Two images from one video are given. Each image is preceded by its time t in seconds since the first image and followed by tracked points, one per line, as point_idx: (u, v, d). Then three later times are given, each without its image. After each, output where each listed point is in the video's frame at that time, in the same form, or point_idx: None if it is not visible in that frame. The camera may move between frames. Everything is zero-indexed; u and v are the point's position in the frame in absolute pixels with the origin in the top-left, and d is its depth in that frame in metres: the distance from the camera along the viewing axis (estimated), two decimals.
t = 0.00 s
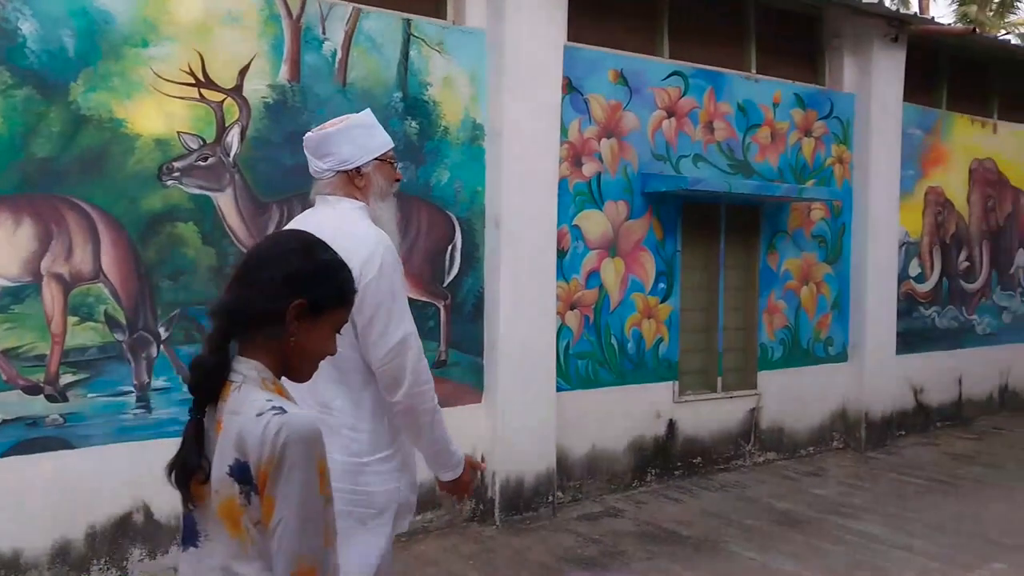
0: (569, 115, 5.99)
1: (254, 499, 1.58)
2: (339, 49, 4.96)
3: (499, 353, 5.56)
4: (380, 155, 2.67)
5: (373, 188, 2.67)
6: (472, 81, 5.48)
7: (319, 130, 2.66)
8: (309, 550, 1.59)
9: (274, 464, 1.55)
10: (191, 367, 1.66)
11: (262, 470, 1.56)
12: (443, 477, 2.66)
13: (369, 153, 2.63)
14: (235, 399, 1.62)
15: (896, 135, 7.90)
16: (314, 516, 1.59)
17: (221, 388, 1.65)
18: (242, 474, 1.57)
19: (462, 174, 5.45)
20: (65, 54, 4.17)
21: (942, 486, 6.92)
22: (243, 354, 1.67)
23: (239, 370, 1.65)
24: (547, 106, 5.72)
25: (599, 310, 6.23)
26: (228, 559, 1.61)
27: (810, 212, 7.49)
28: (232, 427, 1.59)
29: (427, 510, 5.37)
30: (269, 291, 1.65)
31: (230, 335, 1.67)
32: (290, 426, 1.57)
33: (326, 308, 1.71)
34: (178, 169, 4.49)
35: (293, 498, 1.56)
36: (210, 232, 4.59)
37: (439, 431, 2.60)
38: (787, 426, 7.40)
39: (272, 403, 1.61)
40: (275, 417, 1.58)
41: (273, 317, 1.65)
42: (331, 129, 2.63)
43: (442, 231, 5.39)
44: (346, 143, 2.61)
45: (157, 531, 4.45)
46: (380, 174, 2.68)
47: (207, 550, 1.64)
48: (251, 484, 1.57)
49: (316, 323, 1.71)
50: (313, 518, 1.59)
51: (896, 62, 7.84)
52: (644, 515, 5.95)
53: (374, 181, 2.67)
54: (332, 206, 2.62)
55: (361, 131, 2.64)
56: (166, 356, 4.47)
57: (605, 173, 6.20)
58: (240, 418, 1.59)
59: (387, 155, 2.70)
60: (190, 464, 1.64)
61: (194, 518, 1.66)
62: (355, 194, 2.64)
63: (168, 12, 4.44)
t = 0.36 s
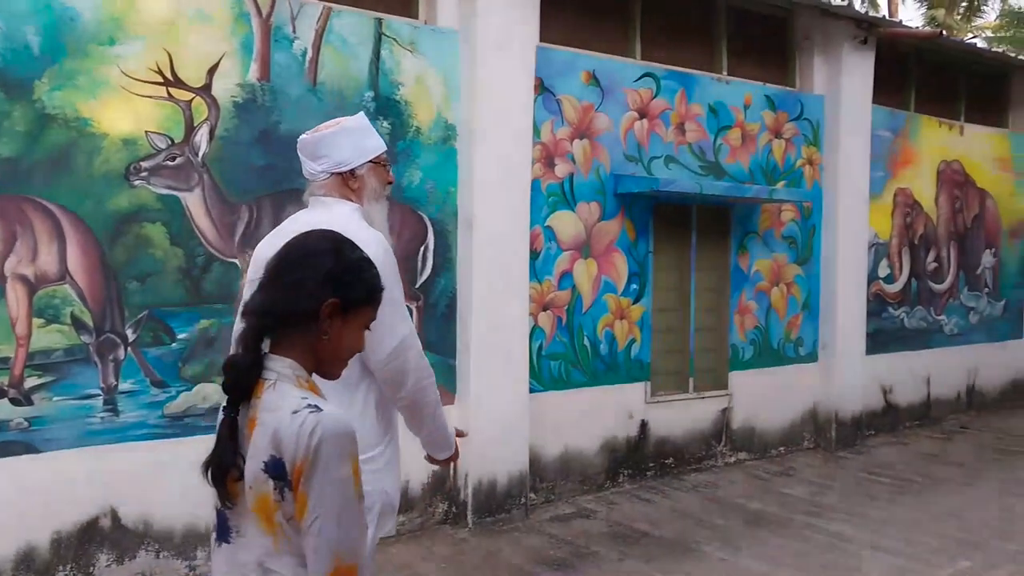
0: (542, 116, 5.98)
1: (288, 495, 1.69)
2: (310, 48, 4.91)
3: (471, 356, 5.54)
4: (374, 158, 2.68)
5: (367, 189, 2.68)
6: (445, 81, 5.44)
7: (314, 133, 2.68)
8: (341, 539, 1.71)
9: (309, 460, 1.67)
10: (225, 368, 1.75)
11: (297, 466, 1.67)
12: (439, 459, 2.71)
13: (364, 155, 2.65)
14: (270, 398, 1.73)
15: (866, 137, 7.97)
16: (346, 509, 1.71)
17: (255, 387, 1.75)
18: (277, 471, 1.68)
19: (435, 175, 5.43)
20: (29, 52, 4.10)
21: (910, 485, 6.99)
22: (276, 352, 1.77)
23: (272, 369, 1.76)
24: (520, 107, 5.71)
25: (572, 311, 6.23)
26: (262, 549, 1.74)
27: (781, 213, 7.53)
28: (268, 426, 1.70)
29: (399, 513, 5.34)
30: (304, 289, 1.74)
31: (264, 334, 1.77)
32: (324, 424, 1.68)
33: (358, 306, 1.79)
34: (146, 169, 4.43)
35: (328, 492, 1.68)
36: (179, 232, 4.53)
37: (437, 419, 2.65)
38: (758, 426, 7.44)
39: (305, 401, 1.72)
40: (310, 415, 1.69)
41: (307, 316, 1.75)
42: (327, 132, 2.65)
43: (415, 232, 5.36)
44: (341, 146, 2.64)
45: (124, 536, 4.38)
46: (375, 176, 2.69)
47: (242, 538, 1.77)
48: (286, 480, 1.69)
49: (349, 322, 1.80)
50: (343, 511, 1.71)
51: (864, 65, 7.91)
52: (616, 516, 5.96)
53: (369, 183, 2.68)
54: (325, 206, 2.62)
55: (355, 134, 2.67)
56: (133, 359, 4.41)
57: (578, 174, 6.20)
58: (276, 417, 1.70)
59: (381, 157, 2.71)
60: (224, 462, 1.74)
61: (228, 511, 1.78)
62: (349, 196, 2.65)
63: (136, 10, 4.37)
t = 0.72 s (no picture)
0: (513, 115, 5.97)
1: (313, 486, 1.73)
2: (278, 47, 4.86)
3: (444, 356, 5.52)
4: (364, 162, 2.54)
5: (356, 195, 2.54)
6: (416, 79, 5.41)
7: (305, 137, 2.53)
8: (365, 534, 1.73)
9: (334, 453, 1.70)
10: (252, 361, 1.81)
11: (322, 458, 1.71)
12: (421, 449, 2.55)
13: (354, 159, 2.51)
14: (296, 391, 1.78)
15: (835, 137, 8.04)
16: (371, 503, 1.73)
17: (281, 380, 1.81)
18: (303, 462, 1.73)
19: (406, 174, 5.40)
20: None
21: (879, 481, 7.06)
22: (301, 348, 1.82)
23: (298, 363, 1.81)
24: (491, 106, 5.70)
25: (544, 310, 6.23)
26: (287, 539, 1.79)
27: (751, 212, 7.58)
28: (295, 417, 1.75)
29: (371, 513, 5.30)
30: (329, 286, 1.79)
31: (288, 329, 1.83)
32: (350, 418, 1.71)
33: (383, 303, 1.83)
34: (112, 169, 4.37)
35: (351, 485, 1.70)
36: (145, 232, 4.47)
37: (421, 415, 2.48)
38: (729, 424, 7.48)
39: (333, 394, 1.76)
40: (336, 408, 1.72)
41: (333, 312, 1.79)
42: (318, 136, 2.52)
43: (386, 232, 5.34)
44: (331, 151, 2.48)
45: (91, 540, 4.32)
46: (365, 181, 2.55)
47: (268, 528, 1.82)
48: (311, 471, 1.72)
49: (375, 318, 1.84)
50: (370, 503, 1.73)
51: (834, 64, 7.97)
52: (589, 514, 5.97)
53: (359, 189, 2.54)
54: (314, 210, 2.46)
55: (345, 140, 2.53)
56: (100, 361, 4.36)
57: (550, 173, 6.20)
58: (303, 409, 1.74)
59: (371, 163, 2.58)
60: (250, 453, 1.80)
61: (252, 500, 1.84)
62: (339, 201, 2.50)
63: (101, 7, 4.31)
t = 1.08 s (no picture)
0: (485, 111, 5.94)
1: (359, 476, 1.81)
2: (246, 42, 4.80)
3: (417, 353, 5.49)
4: (346, 167, 2.65)
5: (341, 199, 2.67)
6: (386, 75, 5.36)
7: (289, 143, 2.66)
8: (406, 525, 1.79)
9: (381, 444, 1.78)
10: (296, 362, 1.91)
11: (369, 449, 1.79)
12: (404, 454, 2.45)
13: (333, 164, 2.63)
14: (341, 387, 1.87)
15: (806, 132, 8.08)
16: (414, 493, 1.80)
17: (325, 377, 1.90)
18: (351, 454, 1.81)
19: (377, 170, 5.36)
20: None
21: (853, 474, 7.10)
22: (342, 346, 1.90)
23: (341, 361, 1.90)
24: (462, 102, 5.67)
25: (518, 307, 6.21)
26: (333, 529, 1.87)
27: (723, 207, 7.60)
28: (342, 411, 1.84)
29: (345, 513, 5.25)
30: (365, 287, 1.85)
31: (327, 330, 1.90)
32: (396, 411, 1.79)
33: (416, 301, 1.89)
34: (77, 167, 4.31)
35: (395, 476, 1.78)
36: (111, 231, 4.41)
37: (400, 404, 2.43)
38: (704, 418, 7.51)
39: (378, 390, 1.85)
40: (382, 403, 1.81)
41: (368, 313, 1.86)
42: (301, 142, 2.63)
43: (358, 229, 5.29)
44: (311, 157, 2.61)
45: (58, 543, 4.25)
46: (348, 185, 2.67)
47: (312, 518, 1.90)
48: (358, 462, 1.81)
49: (409, 315, 1.90)
50: (412, 495, 1.81)
51: (804, 60, 8.01)
52: (564, 511, 5.96)
53: (342, 192, 2.66)
54: (301, 216, 2.62)
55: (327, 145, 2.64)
56: (67, 362, 4.30)
57: (523, 169, 6.18)
58: (349, 403, 1.83)
59: (354, 166, 2.68)
60: (297, 448, 1.89)
61: (295, 493, 1.93)
62: (323, 204, 2.64)
63: (63, 2, 4.24)
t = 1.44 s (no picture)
0: (465, 110, 5.92)
1: (396, 474, 1.82)
2: (222, 42, 4.76)
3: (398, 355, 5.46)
4: (332, 164, 2.75)
5: (329, 194, 2.76)
6: (364, 74, 5.33)
7: (276, 143, 2.76)
8: (444, 521, 1.80)
9: (417, 442, 1.79)
10: (329, 370, 1.90)
11: (406, 447, 1.80)
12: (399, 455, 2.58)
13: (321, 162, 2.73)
14: (375, 389, 1.87)
15: (786, 131, 8.10)
16: (448, 491, 1.81)
17: (357, 381, 1.89)
18: (388, 453, 1.81)
19: (357, 171, 5.32)
20: None
21: (833, 472, 7.12)
22: (372, 350, 1.91)
23: (372, 365, 1.90)
24: (442, 102, 5.65)
25: (500, 307, 6.19)
26: (369, 529, 1.86)
27: (704, 207, 7.61)
28: (377, 412, 1.84)
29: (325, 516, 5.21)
30: (394, 293, 1.88)
31: (358, 336, 1.90)
32: (429, 410, 1.81)
33: (439, 304, 1.93)
34: (50, 168, 4.25)
35: (431, 471, 1.79)
36: (86, 232, 4.36)
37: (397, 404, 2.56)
38: (685, 418, 7.51)
39: (410, 390, 1.86)
40: (415, 403, 1.82)
41: (397, 317, 1.89)
42: (287, 141, 2.73)
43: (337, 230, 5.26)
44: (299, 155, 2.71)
45: (33, 549, 4.19)
46: (335, 181, 2.77)
47: (349, 520, 1.89)
48: (395, 460, 1.81)
49: (434, 318, 1.93)
50: (447, 490, 1.82)
51: (784, 59, 8.03)
52: (546, 511, 5.95)
53: (330, 188, 2.76)
54: (291, 212, 2.70)
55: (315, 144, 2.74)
56: (41, 365, 4.24)
57: (503, 169, 6.16)
58: (384, 404, 1.84)
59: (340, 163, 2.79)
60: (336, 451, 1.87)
61: (335, 496, 1.91)
62: (312, 200, 2.73)
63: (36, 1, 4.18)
